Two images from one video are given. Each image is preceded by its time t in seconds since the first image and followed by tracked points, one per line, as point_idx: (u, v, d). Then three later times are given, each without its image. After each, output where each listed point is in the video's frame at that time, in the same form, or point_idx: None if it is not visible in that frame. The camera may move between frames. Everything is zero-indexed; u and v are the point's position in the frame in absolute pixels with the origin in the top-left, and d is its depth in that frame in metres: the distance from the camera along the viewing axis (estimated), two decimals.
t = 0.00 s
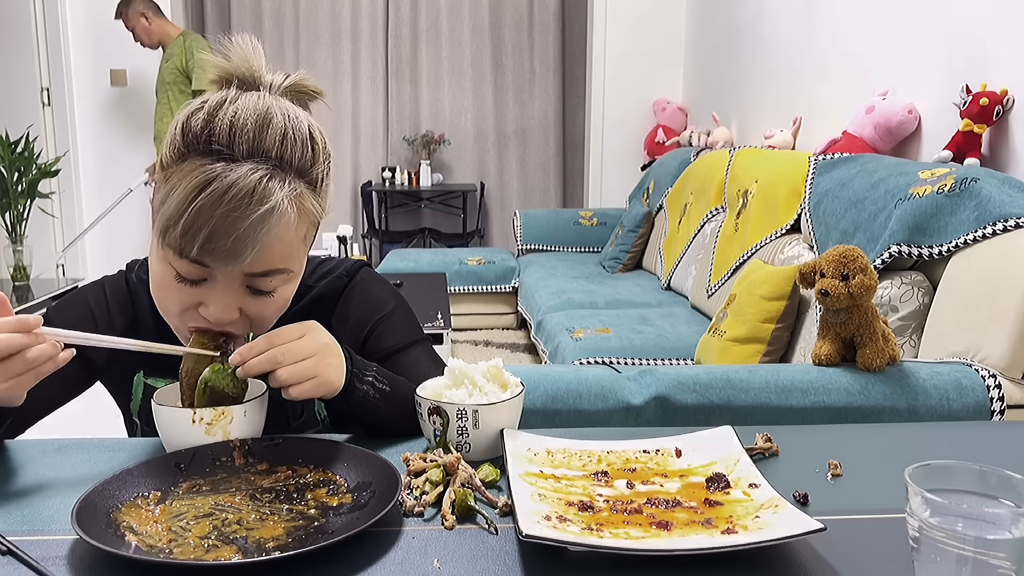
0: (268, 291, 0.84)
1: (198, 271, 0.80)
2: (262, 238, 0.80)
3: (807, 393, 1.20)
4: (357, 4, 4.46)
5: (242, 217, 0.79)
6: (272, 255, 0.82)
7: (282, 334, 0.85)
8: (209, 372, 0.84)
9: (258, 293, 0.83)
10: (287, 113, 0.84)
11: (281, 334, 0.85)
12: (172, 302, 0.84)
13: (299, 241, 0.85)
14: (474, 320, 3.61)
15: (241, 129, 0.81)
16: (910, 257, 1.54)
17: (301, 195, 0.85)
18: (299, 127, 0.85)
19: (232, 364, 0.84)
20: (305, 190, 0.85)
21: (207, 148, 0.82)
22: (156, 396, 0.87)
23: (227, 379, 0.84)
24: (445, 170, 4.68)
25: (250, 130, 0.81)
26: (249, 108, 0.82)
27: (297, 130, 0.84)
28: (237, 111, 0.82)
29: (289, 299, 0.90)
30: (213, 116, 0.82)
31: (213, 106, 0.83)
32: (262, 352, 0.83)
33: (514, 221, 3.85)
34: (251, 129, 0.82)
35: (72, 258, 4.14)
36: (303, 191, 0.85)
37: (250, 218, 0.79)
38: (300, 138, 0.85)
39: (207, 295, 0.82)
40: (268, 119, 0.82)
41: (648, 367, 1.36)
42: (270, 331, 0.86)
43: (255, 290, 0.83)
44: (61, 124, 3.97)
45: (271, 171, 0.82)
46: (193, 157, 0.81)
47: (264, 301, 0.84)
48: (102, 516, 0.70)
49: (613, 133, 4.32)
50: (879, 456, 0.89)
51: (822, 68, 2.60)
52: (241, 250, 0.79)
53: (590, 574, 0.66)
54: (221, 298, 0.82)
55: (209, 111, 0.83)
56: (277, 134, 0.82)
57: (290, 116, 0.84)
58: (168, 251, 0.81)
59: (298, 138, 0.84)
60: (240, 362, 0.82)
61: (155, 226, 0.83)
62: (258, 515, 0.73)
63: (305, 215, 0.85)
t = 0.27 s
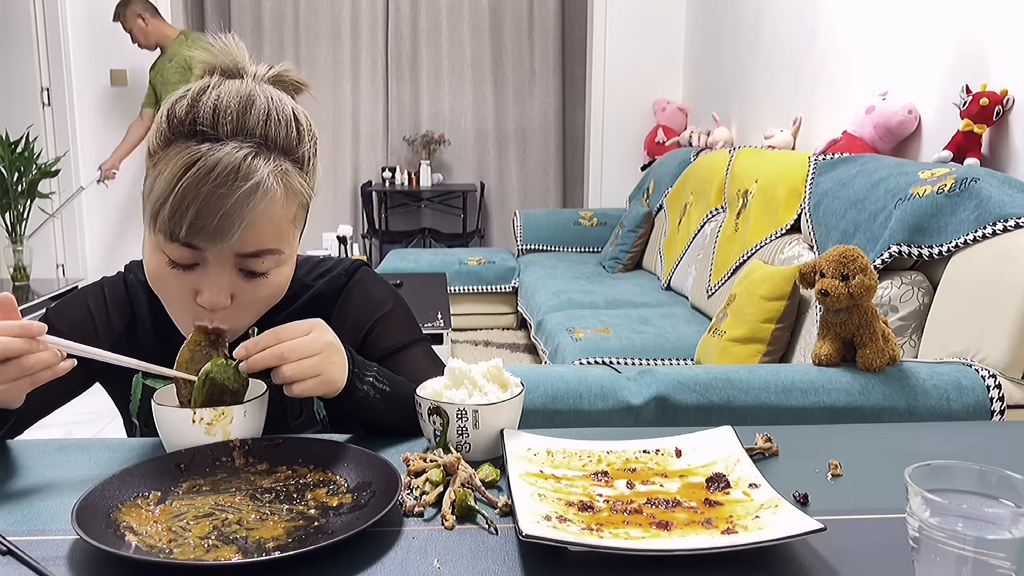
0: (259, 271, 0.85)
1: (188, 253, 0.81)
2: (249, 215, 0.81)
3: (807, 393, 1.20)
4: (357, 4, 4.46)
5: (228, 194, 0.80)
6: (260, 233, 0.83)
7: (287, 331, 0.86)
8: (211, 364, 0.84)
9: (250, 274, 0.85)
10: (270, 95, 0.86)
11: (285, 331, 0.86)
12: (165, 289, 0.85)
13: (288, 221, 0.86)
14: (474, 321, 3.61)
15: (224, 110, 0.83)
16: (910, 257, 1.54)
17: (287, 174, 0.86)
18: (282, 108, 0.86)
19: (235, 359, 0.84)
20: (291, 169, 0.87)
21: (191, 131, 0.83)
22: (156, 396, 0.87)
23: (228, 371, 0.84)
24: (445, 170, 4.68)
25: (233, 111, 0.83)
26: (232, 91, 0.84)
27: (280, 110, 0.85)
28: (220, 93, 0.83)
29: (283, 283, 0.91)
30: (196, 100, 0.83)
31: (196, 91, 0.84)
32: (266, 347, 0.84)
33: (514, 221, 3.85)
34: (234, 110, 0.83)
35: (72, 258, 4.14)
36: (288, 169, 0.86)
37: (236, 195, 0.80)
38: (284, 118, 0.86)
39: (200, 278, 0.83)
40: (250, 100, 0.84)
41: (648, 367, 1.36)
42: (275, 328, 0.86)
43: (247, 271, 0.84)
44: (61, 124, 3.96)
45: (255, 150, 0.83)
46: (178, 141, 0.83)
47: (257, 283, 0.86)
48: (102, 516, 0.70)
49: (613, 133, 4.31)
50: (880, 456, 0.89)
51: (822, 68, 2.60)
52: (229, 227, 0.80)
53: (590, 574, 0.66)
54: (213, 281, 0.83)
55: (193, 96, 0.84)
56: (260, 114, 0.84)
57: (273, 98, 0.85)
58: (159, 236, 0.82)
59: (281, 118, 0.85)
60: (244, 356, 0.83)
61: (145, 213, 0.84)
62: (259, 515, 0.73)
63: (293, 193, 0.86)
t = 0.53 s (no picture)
0: (258, 274, 0.85)
1: (186, 257, 0.81)
2: (247, 219, 0.81)
3: (807, 393, 1.20)
4: (357, 4, 4.46)
5: (224, 198, 0.80)
6: (257, 236, 0.83)
7: (287, 331, 0.86)
8: (211, 363, 0.84)
9: (248, 278, 0.84)
10: (267, 97, 0.86)
11: (285, 331, 0.86)
12: (164, 292, 0.85)
13: (285, 223, 0.86)
14: (474, 321, 3.61)
15: (221, 114, 0.83)
16: (910, 257, 1.54)
17: (285, 176, 0.86)
18: (278, 110, 0.86)
19: (235, 358, 0.84)
20: (289, 172, 0.86)
21: (188, 135, 0.83)
22: (157, 396, 0.87)
23: (228, 370, 0.84)
24: (445, 170, 4.68)
25: (229, 114, 0.83)
26: (228, 94, 0.84)
27: (277, 112, 0.86)
28: (216, 97, 0.84)
29: (282, 285, 0.91)
30: (193, 103, 0.84)
31: (193, 94, 0.84)
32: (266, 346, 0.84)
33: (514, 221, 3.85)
34: (231, 114, 0.83)
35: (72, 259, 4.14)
36: (286, 172, 0.86)
37: (233, 199, 0.80)
38: (281, 121, 0.86)
39: (198, 282, 0.83)
40: (247, 103, 0.84)
41: (648, 367, 1.36)
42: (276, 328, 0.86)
43: (245, 274, 0.84)
44: (61, 124, 3.96)
45: (252, 153, 0.83)
46: (176, 144, 0.83)
47: (255, 286, 0.86)
48: (102, 516, 0.70)
49: (613, 134, 4.32)
50: (879, 456, 0.89)
51: (822, 68, 2.60)
52: (226, 232, 0.80)
53: (590, 574, 0.66)
54: (210, 284, 0.83)
55: (190, 99, 0.84)
56: (257, 116, 0.84)
57: (270, 100, 0.86)
58: (156, 240, 0.82)
59: (279, 121, 0.85)
60: (243, 354, 0.83)
61: (143, 216, 0.84)
62: (259, 515, 0.73)
63: (291, 196, 0.86)
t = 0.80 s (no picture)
0: (257, 275, 0.85)
1: (185, 258, 0.81)
2: (246, 219, 0.81)
3: (807, 393, 1.20)
4: (357, 3, 4.46)
5: (223, 199, 0.80)
6: (257, 237, 0.83)
7: (286, 331, 0.86)
8: (210, 363, 0.83)
9: (247, 277, 0.85)
10: (265, 97, 0.86)
11: (285, 331, 0.86)
12: (163, 293, 0.85)
13: (284, 224, 0.86)
14: (474, 321, 3.61)
15: (219, 114, 0.83)
16: (910, 257, 1.54)
17: (283, 176, 0.86)
18: (277, 109, 0.86)
19: (234, 357, 0.84)
20: (287, 171, 0.87)
21: (187, 136, 0.83)
22: (156, 396, 0.87)
23: (227, 370, 0.84)
24: (445, 170, 4.68)
25: (227, 115, 0.83)
26: (227, 94, 0.84)
27: (276, 113, 0.86)
28: (215, 97, 0.84)
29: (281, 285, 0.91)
30: (191, 103, 0.84)
31: (191, 95, 0.84)
32: (266, 345, 0.84)
33: (514, 221, 3.85)
34: (230, 114, 0.83)
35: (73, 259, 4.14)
36: (285, 172, 0.86)
37: (232, 199, 0.80)
38: (279, 121, 0.86)
39: (197, 282, 0.83)
40: (245, 103, 0.84)
41: (648, 367, 1.36)
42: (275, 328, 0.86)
43: (244, 274, 0.84)
44: (61, 123, 3.95)
45: (250, 154, 0.83)
46: (174, 145, 0.83)
47: (255, 286, 0.86)
48: (102, 516, 0.70)
49: (613, 134, 4.32)
50: (879, 456, 0.89)
51: (822, 68, 2.60)
52: (225, 233, 0.80)
53: (589, 574, 0.66)
54: (210, 285, 0.83)
55: (188, 99, 0.84)
56: (256, 116, 0.84)
57: (268, 100, 0.86)
58: (155, 241, 0.82)
59: (277, 121, 0.85)
60: (243, 354, 0.83)
61: (142, 217, 0.84)
62: (259, 515, 0.73)
63: (289, 196, 0.86)
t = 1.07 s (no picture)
0: (263, 254, 0.85)
1: (191, 231, 0.81)
2: (255, 191, 0.82)
3: (807, 393, 1.20)
4: (357, 3, 4.46)
5: (233, 169, 0.81)
6: (264, 213, 0.83)
7: (300, 325, 0.85)
8: (218, 333, 0.83)
9: (252, 257, 0.84)
10: (277, 83, 0.87)
11: (299, 325, 0.85)
12: (167, 274, 0.85)
13: (292, 207, 0.86)
14: (474, 321, 3.61)
15: (232, 93, 0.84)
16: (910, 257, 1.54)
17: (293, 158, 0.86)
18: (289, 95, 0.87)
19: (244, 334, 0.83)
20: (297, 154, 0.87)
21: (199, 113, 0.85)
22: (157, 395, 0.87)
23: (234, 345, 0.83)
24: (445, 171, 4.68)
25: (240, 94, 0.84)
26: (240, 77, 0.86)
27: (288, 97, 0.87)
28: (228, 79, 0.85)
29: (286, 274, 0.90)
30: (204, 84, 0.85)
31: (205, 77, 0.86)
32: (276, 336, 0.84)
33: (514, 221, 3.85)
34: (243, 93, 0.85)
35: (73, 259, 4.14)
36: (294, 154, 0.87)
37: (242, 170, 0.81)
38: (291, 105, 0.87)
39: (202, 259, 0.83)
40: (259, 85, 0.86)
41: (647, 367, 1.36)
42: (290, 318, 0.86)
43: (250, 253, 0.84)
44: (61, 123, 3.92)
45: (261, 131, 0.84)
46: (185, 122, 0.84)
47: (260, 268, 0.85)
48: (102, 516, 0.70)
49: (613, 134, 4.32)
50: (879, 456, 0.89)
51: (822, 68, 2.60)
52: (234, 202, 0.81)
53: (589, 574, 0.66)
54: (215, 262, 0.83)
55: (202, 82, 0.86)
56: (268, 98, 0.85)
57: (280, 86, 0.87)
58: (162, 217, 0.82)
59: (289, 105, 0.87)
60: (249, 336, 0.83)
61: (150, 194, 0.84)
62: (258, 515, 0.73)
63: (298, 178, 0.87)
